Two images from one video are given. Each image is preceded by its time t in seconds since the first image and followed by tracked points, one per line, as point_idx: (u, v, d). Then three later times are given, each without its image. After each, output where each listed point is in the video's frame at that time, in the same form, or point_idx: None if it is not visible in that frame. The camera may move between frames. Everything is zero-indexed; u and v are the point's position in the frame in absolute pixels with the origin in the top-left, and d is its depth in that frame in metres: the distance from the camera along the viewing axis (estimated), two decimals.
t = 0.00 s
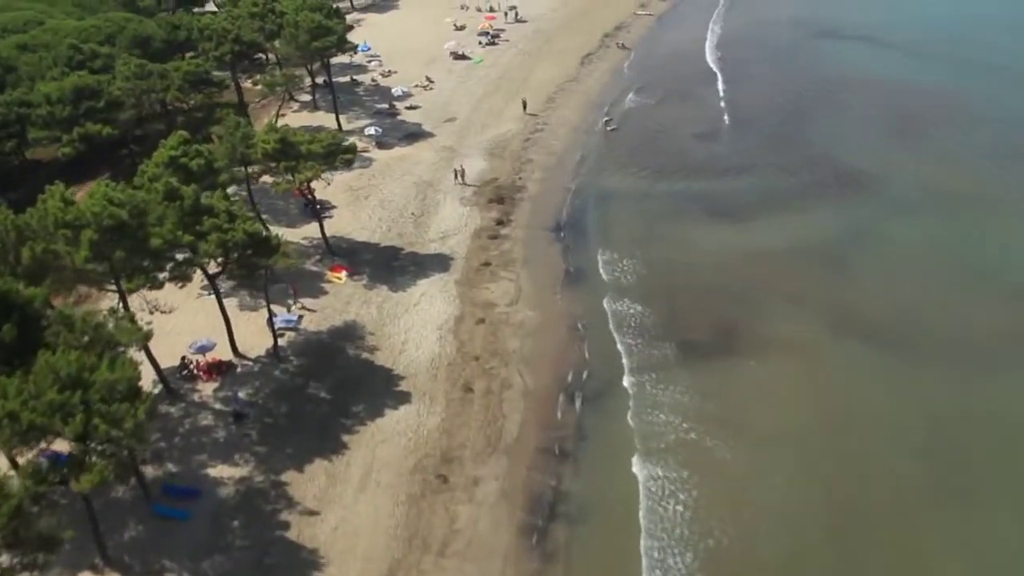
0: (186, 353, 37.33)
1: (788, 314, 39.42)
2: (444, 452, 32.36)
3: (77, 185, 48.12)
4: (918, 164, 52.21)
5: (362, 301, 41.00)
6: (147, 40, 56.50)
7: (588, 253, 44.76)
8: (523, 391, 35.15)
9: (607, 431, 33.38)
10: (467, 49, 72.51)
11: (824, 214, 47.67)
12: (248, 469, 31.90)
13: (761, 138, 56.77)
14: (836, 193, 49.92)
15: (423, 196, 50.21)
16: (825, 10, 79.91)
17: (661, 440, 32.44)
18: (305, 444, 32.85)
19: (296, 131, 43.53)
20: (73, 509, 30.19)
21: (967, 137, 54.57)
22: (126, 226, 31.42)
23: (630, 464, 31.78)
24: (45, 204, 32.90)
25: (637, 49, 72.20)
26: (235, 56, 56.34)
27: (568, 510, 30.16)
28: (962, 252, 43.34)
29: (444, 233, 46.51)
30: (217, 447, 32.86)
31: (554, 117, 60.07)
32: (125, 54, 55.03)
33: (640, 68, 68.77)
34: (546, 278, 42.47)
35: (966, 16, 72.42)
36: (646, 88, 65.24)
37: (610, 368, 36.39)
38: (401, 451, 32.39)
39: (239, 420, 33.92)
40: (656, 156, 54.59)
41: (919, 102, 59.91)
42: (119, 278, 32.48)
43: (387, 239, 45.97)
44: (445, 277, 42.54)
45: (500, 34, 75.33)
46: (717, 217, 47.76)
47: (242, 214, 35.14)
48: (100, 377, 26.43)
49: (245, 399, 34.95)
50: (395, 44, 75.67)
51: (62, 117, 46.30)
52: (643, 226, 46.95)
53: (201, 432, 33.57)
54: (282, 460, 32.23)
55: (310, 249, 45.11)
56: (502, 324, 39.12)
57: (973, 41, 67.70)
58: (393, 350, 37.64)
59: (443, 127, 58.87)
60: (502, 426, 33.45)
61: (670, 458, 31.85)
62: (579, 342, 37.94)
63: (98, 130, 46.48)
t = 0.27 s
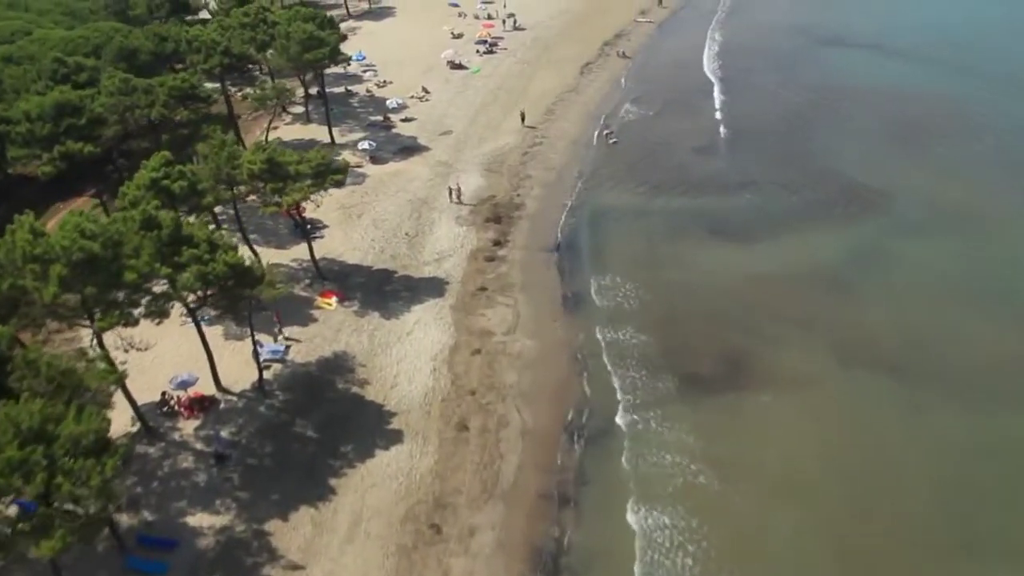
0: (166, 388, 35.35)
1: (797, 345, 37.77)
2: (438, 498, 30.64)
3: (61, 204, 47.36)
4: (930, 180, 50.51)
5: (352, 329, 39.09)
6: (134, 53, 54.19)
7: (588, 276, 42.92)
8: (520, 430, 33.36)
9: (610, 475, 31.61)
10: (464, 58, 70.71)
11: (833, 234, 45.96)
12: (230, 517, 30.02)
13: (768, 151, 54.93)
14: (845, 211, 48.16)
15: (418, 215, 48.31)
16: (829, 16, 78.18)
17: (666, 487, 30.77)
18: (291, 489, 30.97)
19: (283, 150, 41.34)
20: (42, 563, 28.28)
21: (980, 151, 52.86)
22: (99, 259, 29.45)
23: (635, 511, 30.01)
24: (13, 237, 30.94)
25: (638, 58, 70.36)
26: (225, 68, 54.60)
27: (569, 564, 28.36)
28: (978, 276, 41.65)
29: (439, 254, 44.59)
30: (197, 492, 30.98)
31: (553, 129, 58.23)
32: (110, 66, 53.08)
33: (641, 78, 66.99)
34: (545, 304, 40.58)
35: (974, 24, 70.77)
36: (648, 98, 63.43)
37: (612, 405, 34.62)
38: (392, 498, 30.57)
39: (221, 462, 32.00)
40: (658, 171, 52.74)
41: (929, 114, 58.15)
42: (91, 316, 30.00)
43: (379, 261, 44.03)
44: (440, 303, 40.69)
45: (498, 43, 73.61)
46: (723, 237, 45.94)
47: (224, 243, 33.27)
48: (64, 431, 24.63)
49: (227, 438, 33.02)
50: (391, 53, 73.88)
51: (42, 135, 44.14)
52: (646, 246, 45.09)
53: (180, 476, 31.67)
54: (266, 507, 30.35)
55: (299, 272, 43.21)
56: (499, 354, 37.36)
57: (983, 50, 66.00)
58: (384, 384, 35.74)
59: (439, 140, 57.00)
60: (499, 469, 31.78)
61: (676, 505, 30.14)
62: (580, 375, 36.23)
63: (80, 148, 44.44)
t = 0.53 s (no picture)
0: (144, 428, 33.32)
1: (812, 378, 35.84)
2: (431, 551, 28.69)
3: (40, 223, 46.63)
4: (945, 196, 48.57)
5: (342, 362, 37.18)
6: (118, 66, 52.14)
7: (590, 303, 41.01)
8: (520, 473, 31.44)
9: (615, 522, 29.64)
10: (461, 68, 68.72)
11: (845, 255, 44.04)
12: (208, 572, 28.04)
13: (775, 166, 52.98)
14: (858, 230, 46.16)
15: (412, 235, 46.36)
16: (836, 23, 76.23)
17: (675, 536, 28.85)
18: (274, 541, 28.99)
19: (270, 172, 39.32)
20: None
21: (995, 165, 50.98)
22: (67, 297, 27.39)
23: (641, 564, 28.06)
24: None
25: (640, 67, 68.45)
26: (212, 82, 51.46)
27: None
28: (997, 300, 39.79)
29: (434, 278, 42.64)
30: (174, 544, 28.99)
31: (553, 142, 56.22)
32: (93, 80, 50.86)
33: (644, 88, 65.02)
34: (545, 333, 38.67)
35: (985, 31, 68.85)
36: (651, 109, 61.43)
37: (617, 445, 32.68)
38: (383, 550, 28.62)
39: (201, 510, 30.02)
40: (662, 188, 50.73)
41: (940, 125, 56.30)
42: (60, 356, 27.84)
43: (371, 286, 42.10)
44: (435, 333, 38.77)
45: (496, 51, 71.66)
46: (729, 258, 44.04)
47: (204, 275, 30.99)
48: (22, 493, 22.50)
49: (208, 483, 31.06)
50: (386, 62, 71.93)
51: (18, 155, 42.06)
52: (650, 269, 43.20)
53: (157, 525, 29.67)
54: (248, 560, 28.39)
55: (288, 300, 41.27)
56: (496, 389, 35.43)
57: (995, 57, 64.11)
58: (375, 421, 33.79)
59: (435, 155, 54.97)
60: (497, 517, 29.78)
61: (686, 556, 28.21)
62: (583, 411, 34.29)
63: (57, 169, 42.16)
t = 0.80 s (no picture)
0: (118, 473, 31.28)
1: (828, 418, 33.84)
2: None
3: (22, 243, 45.65)
4: (962, 215, 46.53)
5: (331, 398, 35.20)
6: (101, 80, 50.01)
7: (593, 333, 39.09)
8: (518, 524, 29.48)
9: None
10: (459, 80, 66.82)
11: (860, 277, 41.97)
12: None
13: (784, 182, 50.92)
14: (872, 250, 44.06)
15: (407, 258, 44.36)
16: (842, 32, 74.38)
17: None
18: None
19: (258, 197, 37.19)
20: None
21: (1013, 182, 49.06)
22: (29, 342, 25.03)
23: None
24: None
25: (643, 79, 66.60)
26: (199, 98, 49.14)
27: None
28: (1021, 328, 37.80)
29: (429, 305, 40.63)
30: None
31: (554, 158, 54.29)
32: (75, 96, 48.73)
33: (646, 100, 63.11)
34: (545, 367, 36.70)
35: (997, 41, 67.09)
36: (654, 123, 59.50)
37: (622, 492, 30.80)
38: None
39: (177, 565, 28.02)
40: (667, 206, 48.69)
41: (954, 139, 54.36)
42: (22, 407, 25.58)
43: (363, 314, 40.12)
44: (429, 366, 36.80)
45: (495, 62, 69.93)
46: (738, 282, 42.02)
47: (181, 314, 28.84)
48: None
49: (185, 535, 29.06)
50: (382, 73, 70.04)
51: None
52: (655, 295, 41.23)
53: None
54: None
55: (275, 329, 39.33)
56: (493, 429, 33.45)
57: (1008, 69, 62.28)
58: (365, 465, 31.81)
59: (431, 172, 52.99)
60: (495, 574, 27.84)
61: None
62: (585, 453, 32.34)
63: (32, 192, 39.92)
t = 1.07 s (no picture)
0: (92, 521, 29.42)
1: (850, 459, 31.67)
2: None
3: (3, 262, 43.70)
4: (983, 236, 44.55)
5: (321, 435, 33.32)
6: (88, 94, 47.96)
7: (597, 363, 37.13)
8: None
9: None
10: (459, 91, 65.09)
11: (877, 302, 39.94)
12: None
13: (797, 199, 48.87)
14: (889, 273, 42.02)
15: (403, 280, 42.39)
16: (852, 43, 72.58)
17: None
18: None
19: (246, 221, 35.28)
20: None
21: None
22: None
23: None
24: None
25: (648, 90, 64.80)
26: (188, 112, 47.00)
27: None
28: None
29: (425, 332, 38.69)
30: None
31: (556, 173, 52.42)
32: (59, 110, 46.73)
33: (651, 112, 61.25)
34: (547, 401, 34.75)
35: (1011, 56, 65.47)
36: (661, 136, 57.58)
37: (629, 542, 28.85)
38: None
39: None
40: (673, 224, 46.72)
41: (971, 156, 52.50)
42: None
43: (356, 343, 38.21)
44: (425, 400, 34.90)
45: (496, 73, 68.44)
46: (748, 308, 40.05)
47: (156, 355, 27.29)
48: None
49: None
50: (381, 83, 68.26)
51: None
52: (662, 322, 39.25)
53: None
54: None
55: (263, 359, 37.44)
56: (492, 471, 31.55)
57: None
58: (355, 510, 29.93)
59: (430, 187, 51.06)
60: None
61: None
62: (589, 498, 30.42)
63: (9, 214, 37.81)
